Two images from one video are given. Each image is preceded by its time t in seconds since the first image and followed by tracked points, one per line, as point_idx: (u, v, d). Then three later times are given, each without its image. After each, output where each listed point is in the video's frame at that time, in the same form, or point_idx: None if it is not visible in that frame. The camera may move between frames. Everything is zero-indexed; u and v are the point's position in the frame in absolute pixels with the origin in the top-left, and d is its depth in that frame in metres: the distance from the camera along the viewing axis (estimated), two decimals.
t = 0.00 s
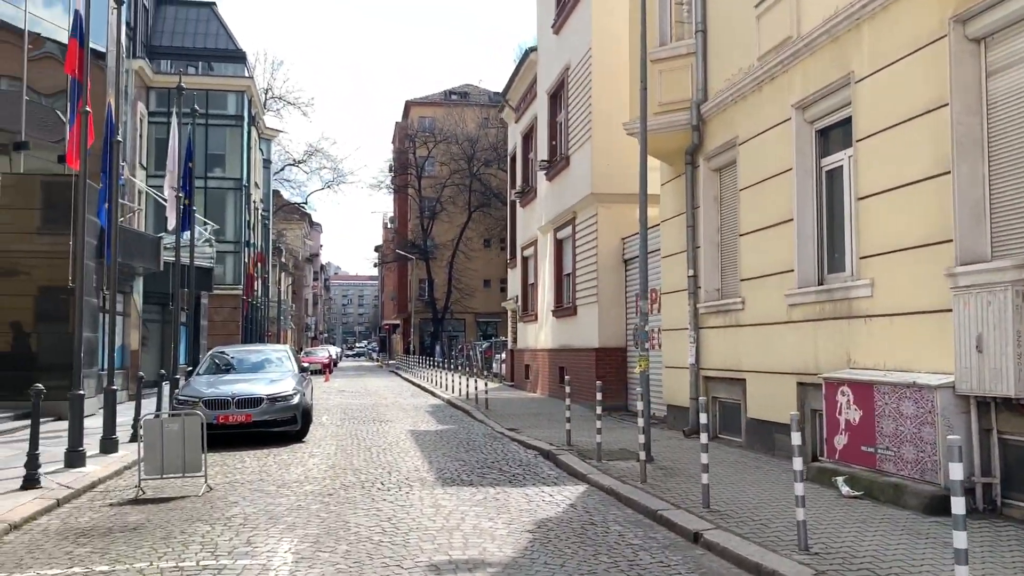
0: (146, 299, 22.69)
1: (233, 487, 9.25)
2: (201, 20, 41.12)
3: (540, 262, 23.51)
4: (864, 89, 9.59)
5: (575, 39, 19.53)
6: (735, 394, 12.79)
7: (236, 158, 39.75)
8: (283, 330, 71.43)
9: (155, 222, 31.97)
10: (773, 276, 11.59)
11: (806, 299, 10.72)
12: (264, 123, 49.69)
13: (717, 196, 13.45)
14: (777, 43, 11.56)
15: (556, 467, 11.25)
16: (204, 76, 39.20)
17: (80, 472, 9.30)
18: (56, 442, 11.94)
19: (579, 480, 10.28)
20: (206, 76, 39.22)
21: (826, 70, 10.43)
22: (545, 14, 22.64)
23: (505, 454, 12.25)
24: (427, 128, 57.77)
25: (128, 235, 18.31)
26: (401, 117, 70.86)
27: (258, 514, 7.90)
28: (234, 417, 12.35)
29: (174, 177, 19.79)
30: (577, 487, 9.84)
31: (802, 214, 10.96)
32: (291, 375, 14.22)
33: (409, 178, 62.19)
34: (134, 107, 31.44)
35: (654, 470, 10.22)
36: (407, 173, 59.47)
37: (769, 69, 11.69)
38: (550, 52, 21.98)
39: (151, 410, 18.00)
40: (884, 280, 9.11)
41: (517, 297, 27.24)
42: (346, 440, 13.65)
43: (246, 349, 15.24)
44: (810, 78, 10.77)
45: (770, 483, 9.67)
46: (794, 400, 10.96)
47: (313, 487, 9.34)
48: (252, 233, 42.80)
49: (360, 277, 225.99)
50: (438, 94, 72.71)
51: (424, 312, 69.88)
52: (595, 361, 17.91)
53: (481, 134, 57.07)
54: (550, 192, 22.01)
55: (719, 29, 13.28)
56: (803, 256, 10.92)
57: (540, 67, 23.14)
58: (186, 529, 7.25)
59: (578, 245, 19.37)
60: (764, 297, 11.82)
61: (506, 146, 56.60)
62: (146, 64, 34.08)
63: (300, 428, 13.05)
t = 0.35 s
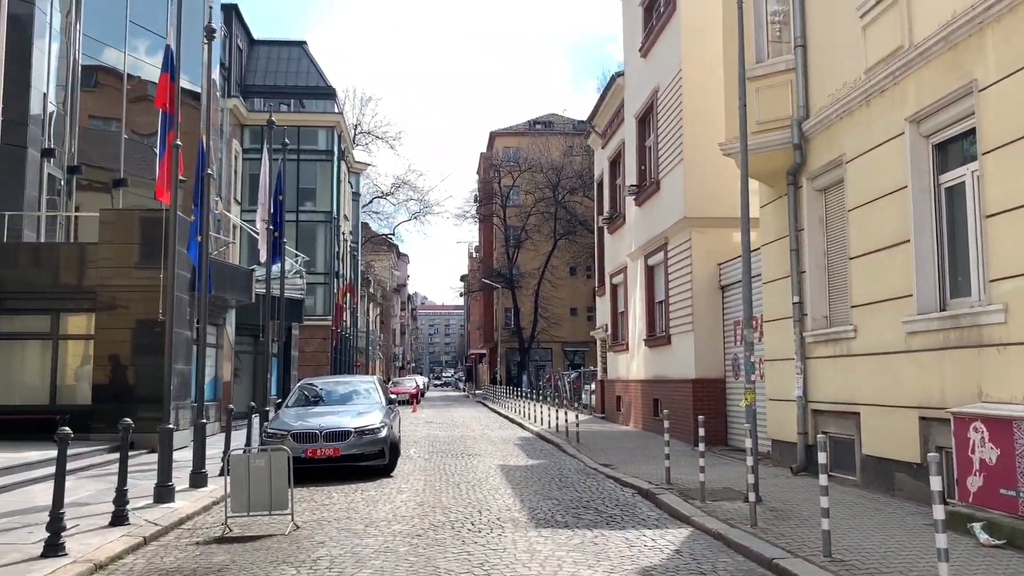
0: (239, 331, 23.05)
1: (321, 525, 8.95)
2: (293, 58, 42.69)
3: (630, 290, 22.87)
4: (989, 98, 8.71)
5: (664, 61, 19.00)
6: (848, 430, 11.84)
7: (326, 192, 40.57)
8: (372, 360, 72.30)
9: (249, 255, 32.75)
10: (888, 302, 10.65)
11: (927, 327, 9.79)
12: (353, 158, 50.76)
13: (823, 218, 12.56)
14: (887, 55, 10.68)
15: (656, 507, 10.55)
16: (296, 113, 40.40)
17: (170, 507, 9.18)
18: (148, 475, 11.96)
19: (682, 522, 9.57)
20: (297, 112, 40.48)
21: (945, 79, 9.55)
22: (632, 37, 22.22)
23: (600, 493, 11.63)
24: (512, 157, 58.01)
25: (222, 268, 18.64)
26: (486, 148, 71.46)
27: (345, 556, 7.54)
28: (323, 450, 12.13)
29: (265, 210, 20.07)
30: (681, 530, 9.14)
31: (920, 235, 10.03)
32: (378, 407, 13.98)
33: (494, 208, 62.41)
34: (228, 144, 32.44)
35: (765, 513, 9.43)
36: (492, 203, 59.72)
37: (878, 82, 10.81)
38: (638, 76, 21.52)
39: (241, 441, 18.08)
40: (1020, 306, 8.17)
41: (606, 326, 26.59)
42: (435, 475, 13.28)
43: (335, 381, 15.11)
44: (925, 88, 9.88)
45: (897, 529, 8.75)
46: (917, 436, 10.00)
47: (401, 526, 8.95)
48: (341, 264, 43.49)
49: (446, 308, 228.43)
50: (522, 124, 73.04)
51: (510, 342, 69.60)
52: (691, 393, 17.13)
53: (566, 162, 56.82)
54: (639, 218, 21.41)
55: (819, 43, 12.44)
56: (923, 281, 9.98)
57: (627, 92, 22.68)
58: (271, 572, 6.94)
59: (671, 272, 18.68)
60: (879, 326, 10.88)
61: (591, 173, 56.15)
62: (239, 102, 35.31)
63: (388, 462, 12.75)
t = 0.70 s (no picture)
0: (286, 355, 22.93)
1: (365, 558, 8.50)
2: (341, 84, 43.10)
3: (683, 312, 22.19)
4: None
5: (717, 76, 18.43)
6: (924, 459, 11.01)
7: (374, 216, 40.69)
8: (420, 384, 72.20)
9: (297, 279, 32.87)
10: (968, 323, 9.77)
11: (1015, 350, 8.93)
12: (401, 182, 50.99)
13: (891, 234, 11.67)
14: (960, 58, 9.78)
15: (719, 541, 9.89)
16: (345, 138, 40.75)
17: (210, 537, 8.87)
18: (192, 502, 11.70)
19: (749, 557, 8.89)
20: (345, 137, 40.76)
21: None
22: (683, 53, 21.72)
23: (659, 524, 11.01)
24: (558, 180, 57.77)
25: (267, 291, 18.47)
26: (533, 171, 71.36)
27: None
28: (368, 477, 11.74)
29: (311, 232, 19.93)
30: (748, 566, 8.48)
31: (1003, 250, 9.16)
32: (425, 432, 13.57)
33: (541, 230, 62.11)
34: (277, 169, 32.73)
35: (838, 548, 8.71)
36: (539, 226, 59.46)
37: (949, 88, 9.91)
38: (689, 91, 20.99)
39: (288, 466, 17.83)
40: None
41: (658, 349, 25.90)
42: (484, 504, 12.80)
43: (381, 405, 14.77)
44: (1005, 92, 9.02)
45: (987, 568, 7.98)
46: (1004, 467, 9.15)
47: (449, 560, 8.46)
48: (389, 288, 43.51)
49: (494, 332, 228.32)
50: (568, 147, 72.83)
51: (559, 366, 68.92)
52: (751, 419, 16.41)
53: (614, 184, 56.29)
54: (692, 237, 20.76)
55: (883, 48, 11.55)
56: (1007, 300, 9.10)
57: (678, 108, 22.14)
58: None
59: (727, 293, 18.02)
60: (958, 349, 9.99)
61: (639, 195, 55.49)
62: (288, 128, 35.65)
63: (436, 490, 12.31)
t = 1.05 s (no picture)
0: (302, 366, 22.69)
1: None
2: (357, 94, 43.34)
3: (706, 319, 21.70)
4: None
5: (739, 78, 17.99)
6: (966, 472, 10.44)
7: (392, 226, 40.52)
8: (440, 394, 72.02)
9: (314, 290, 32.70)
10: (1012, 327, 9.18)
11: None
12: (419, 192, 50.87)
13: (926, 234, 11.09)
14: (1000, 49, 9.25)
15: (751, 557, 9.41)
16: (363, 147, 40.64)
17: (219, 557, 8.54)
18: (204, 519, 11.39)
19: (783, 575, 8.42)
20: (363, 148, 40.68)
21: None
22: (703, 56, 21.30)
23: (687, 539, 10.55)
24: (577, 188, 57.48)
25: (282, 302, 18.18)
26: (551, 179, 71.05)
27: None
28: (385, 492, 11.36)
29: (326, 241, 19.63)
30: None
31: None
32: (443, 445, 13.19)
33: (559, 239, 61.78)
34: (294, 180, 32.62)
35: (878, 566, 8.21)
36: (558, 234, 59.09)
37: (987, 80, 9.38)
38: (710, 94, 20.54)
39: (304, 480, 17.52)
40: None
41: (681, 357, 25.39)
42: (505, 519, 12.40)
43: (399, 417, 14.42)
44: None
45: None
46: None
47: None
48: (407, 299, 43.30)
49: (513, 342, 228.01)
50: (587, 154, 72.52)
51: (579, 375, 68.43)
52: (778, 428, 15.90)
53: (633, 191, 55.85)
54: (715, 242, 20.28)
55: (915, 43, 11.02)
56: None
57: (699, 111, 21.71)
58: None
59: (752, 299, 17.53)
60: (1002, 355, 9.39)
61: (659, 202, 55.01)
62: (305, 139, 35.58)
63: (455, 504, 11.93)
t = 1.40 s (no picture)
0: (309, 373, 22.35)
1: None
2: (365, 99, 43.14)
3: (721, 323, 21.23)
4: None
5: (753, 75, 17.55)
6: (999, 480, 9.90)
7: (401, 231, 40.24)
8: (451, 402, 71.55)
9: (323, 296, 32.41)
10: None
11: None
12: (428, 198, 50.61)
13: (953, 231, 10.58)
14: None
15: (774, 568, 8.94)
16: (372, 153, 40.37)
17: (216, 571, 8.16)
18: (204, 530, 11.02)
19: None
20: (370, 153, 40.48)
21: None
22: (715, 54, 20.90)
23: (706, 550, 10.09)
24: (588, 193, 57.13)
25: (287, 307, 17.81)
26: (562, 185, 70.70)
27: None
28: (391, 502, 10.95)
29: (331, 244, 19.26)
30: None
31: None
32: (452, 453, 12.79)
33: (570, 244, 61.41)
34: (302, 185, 32.39)
35: None
36: (568, 239, 58.71)
37: (1019, 66, 8.88)
38: (723, 93, 20.12)
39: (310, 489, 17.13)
40: None
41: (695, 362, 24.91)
42: (517, 528, 11.98)
43: (407, 424, 14.03)
44: None
45: None
46: None
47: None
48: (417, 305, 42.97)
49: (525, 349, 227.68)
50: (597, 159, 72.17)
51: (591, 381, 67.96)
52: (797, 433, 15.40)
53: (644, 196, 55.40)
54: (729, 243, 19.82)
55: (940, 30, 10.53)
56: None
57: (712, 111, 21.28)
58: None
59: (769, 301, 17.05)
60: None
61: (670, 206, 54.53)
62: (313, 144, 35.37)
63: (464, 514, 11.52)
